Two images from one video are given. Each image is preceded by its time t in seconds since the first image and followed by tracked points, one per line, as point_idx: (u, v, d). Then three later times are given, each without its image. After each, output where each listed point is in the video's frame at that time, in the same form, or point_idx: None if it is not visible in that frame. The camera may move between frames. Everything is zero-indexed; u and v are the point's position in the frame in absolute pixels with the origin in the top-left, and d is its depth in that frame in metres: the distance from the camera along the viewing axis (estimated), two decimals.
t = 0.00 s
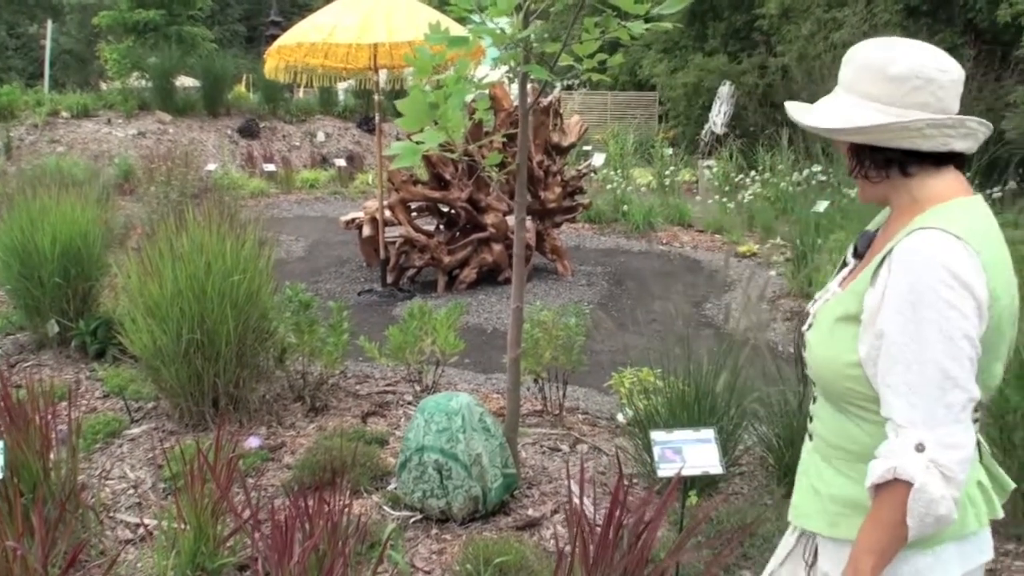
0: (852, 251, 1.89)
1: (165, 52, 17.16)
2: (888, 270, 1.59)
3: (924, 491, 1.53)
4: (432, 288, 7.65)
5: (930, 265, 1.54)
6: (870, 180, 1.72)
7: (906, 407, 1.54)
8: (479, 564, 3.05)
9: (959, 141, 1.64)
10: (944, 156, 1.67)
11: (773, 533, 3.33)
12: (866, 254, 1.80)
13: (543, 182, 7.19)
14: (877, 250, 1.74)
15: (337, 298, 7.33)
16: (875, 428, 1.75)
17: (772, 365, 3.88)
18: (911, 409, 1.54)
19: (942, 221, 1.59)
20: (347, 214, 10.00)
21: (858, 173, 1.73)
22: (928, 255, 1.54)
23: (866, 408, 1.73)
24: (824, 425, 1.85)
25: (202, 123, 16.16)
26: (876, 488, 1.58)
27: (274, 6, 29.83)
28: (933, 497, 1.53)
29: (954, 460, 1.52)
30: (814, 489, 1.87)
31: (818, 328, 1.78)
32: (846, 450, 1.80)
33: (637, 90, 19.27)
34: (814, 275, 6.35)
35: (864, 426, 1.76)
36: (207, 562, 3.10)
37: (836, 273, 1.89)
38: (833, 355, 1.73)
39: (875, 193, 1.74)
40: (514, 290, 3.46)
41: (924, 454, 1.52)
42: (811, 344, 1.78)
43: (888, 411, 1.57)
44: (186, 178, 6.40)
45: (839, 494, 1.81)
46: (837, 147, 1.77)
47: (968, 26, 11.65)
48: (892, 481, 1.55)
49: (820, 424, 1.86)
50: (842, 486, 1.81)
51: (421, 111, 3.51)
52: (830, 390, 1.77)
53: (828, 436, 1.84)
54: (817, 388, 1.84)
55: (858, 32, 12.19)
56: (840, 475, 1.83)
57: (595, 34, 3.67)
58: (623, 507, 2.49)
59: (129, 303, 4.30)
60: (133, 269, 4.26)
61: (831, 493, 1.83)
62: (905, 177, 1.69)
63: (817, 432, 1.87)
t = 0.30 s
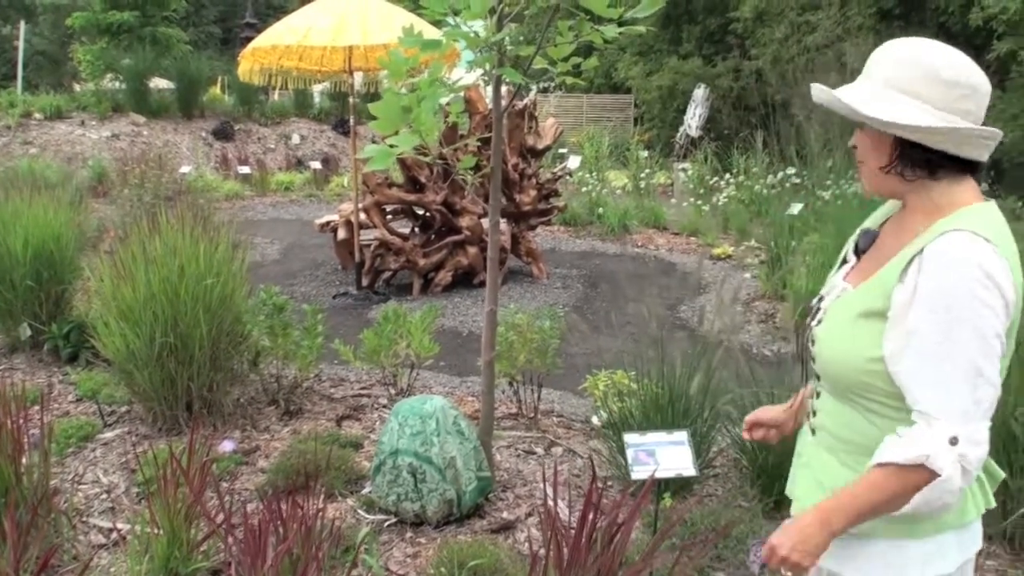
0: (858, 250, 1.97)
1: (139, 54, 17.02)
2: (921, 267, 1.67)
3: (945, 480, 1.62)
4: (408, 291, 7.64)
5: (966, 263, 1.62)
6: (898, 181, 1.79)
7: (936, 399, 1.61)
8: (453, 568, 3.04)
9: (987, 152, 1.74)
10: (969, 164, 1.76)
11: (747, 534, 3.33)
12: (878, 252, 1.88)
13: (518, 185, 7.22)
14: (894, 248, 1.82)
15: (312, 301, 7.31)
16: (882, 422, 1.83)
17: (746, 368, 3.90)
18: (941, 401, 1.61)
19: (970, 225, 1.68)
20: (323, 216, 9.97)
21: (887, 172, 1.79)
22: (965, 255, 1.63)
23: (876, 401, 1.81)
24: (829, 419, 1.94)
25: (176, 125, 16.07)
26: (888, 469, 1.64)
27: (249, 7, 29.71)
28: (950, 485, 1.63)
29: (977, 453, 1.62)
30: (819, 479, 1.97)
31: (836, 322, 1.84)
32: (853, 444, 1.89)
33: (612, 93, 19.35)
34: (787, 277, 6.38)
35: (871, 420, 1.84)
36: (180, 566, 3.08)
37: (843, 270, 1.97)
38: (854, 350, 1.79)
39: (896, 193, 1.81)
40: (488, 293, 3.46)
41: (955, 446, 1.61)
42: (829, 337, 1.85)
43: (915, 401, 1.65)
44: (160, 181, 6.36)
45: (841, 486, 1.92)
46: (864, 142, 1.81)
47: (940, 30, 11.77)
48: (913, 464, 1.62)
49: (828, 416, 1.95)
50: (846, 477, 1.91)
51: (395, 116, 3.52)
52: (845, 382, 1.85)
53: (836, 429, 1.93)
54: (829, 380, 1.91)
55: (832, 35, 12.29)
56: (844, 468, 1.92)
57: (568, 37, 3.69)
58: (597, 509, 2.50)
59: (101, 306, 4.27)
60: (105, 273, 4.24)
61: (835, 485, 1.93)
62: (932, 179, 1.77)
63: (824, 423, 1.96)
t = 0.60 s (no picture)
0: (823, 256, 2.09)
1: (105, 58, 16.88)
2: (918, 254, 1.83)
3: (913, 435, 1.80)
4: (376, 295, 7.63)
5: (959, 251, 1.80)
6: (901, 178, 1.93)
7: (938, 367, 1.77)
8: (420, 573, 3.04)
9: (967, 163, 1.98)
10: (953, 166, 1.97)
11: (713, 536, 3.35)
12: (853, 248, 2.02)
13: (485, 190, 7.23)
14: (878, 244, 1.96)
15: (279, 307, 7.28)
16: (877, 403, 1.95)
17: (711, 371, 3.93)
18: (943, 368, 1.77)
19: (964, 214, 1.86)
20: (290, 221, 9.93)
21: (905, 172, 1.92)
22: (958, 243, 1.81)
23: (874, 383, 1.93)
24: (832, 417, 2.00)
25: (142, 129, 15.95)
26: (867, 404, 1.82)
27: (216, 11, 29.54)
28: (914, 443, 1.81)
29: (948, 422, 1.79)
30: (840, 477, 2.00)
31: (834, 318, 1.96)
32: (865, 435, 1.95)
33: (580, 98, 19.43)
34: (753, 280, 6.43)
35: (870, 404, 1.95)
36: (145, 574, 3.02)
37: (814, 276, 2.08)
38: (861, 339, 1.91)
39: (894, 191, 1.95)
40: (454, 297, 3.46)
41: (929, 409, 1.78)
42: (832, 331, 1.95)
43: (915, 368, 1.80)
44: (126, 186, 6.32)
45: (869, 479, 1.96)
46: (896, 137, 1.90)
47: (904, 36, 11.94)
48: (886, 414, 1.81)
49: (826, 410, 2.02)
50: (867, 470, 1.96)
51: (362, 121, 3.50)
52: (846, 372, 1.96)
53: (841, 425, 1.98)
54: (823, 373, 2.01)
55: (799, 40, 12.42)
56: (863, 461, 1.96)
57: (534, 42, 3.71)
58: (562, 513, 2.50)
59: (66, 313, 4.23)
60: (70, 279, 4.20)
61: (859, 480, 1.97)
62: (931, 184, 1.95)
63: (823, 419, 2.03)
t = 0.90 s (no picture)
0: (793, 256, 2.09)
1: (67, 64, 16.72)
2: (908, 247, 1.87)
3: (916, 421, 1.85)
4: (341, 302, 7.60)
5: (948, 241, 1.85)
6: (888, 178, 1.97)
7: (936, 356, 1.83)
8: None
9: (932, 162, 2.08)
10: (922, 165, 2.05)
11: (677, 539, 3.36)
12: (826, 247, 2.04)
13: (450, 196, 7.24)
14: (859, 239, 1.98)
15: (243, 314, 7.24)
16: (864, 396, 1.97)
17: (673, 374, 3.97)
18: (940, 356, 1.83)
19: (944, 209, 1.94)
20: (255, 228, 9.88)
21: (891, 176, 1.97)
22: (946, 234, 1.86)
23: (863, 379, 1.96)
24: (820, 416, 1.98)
25: (104, 136, 15.82)
26: (871, 396, 1.86)
27: (179, 17, 29.38)
28: (916, 428, 1.86)
29: (948, 406, 1.86)
30: (831, 474, 1.98)
31: (824, 317, 1.95)
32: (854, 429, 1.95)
33: (545, 103, 19.53)
34: (716, 283, 6.49)
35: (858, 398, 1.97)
36: None
37: (787, 277, 2.08)
38: (856, 335, 1.92)
39: (878, 190, 1.98)
40: (418, 302, 3.46)
41: (934, 394, 1.84)
42: (824, 330, 1.95)
43: (915, 359, 1.84)
44: (88, 193, 6.25)
45: (864, 472, 1.96)
46: (887, 145, 1.95)
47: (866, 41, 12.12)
48: (890, 403, 1.86)
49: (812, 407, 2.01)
50: (859, 464, 1.96)
51: (322, 126, 3.50)
52: (837, 370, 1.96)
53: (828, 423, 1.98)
54: (809, 373, 2.01)
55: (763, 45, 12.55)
56: (855, 456, 1.96)
57: (496, 48, 3.71)
58: (526, 516, 2.49)
59: (27, 322, 4.19)
60: (32, 287, 4.17)
61: (854, 473, 1.96)
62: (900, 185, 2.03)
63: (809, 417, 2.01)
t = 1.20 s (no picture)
0: (743, 260, 2.08)
1: (10, 72, 16.44)
2: (867, 248, 1.90)
3: (878, 417, 1.88)
4: (290, 310, 7.58)
5: (902, 242, 1.90)
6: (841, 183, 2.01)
7: (896, 353, 1.87)
8: None
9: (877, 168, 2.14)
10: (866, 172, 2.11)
11: (625, 542, 3.38)
12: (780, 250, 2.03)
13: (399, 203, 7.21)
14: (814, 242, 1.99)
15: (191, 324, 7.17)
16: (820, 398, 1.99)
17: (620, 378, 4.00)
18: (899, 353, 1.87)
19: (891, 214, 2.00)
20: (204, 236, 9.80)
21: (842, 182, 2.01)
22: (899, 234, 1.91)
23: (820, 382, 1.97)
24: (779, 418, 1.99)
25: (49, 145, 15.59)
26: (832, 393, 1.88)
27: (126, 24, 29.09)
28: (879, 425, 1.89)
29: (907, 402, 1.90)
30: (792, 478, 1.99)
31: (785, 319, 1.95)
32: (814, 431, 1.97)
33: (495, 110, 19.61)
34: (665, 287, 6.55)
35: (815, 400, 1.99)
36: None
37: (739, 280, 2.06)
38: (817, 337, 1.92)
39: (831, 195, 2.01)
40: (363, 310, 3.46)
41: (894, 390, 1.87)
42: (784, 332, 1.95)
43: (876, 357, 1.87)
44: (33, 202, 6.16)
45: (826, 474, 1.97)
46: (842, 154, 1.99)
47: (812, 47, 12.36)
48: (853, 399, 1.88)
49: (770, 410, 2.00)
50: (820, 467, 1.97)
51: (265, 132, 3.48)
52: (796, 372, 1.96)
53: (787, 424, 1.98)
54: (766, 377, 1.99)
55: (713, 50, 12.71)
56: (815, 459, 1.98)
57: (441, 54, 3.70)
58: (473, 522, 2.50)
59: None
60: None
61: (815, 477, 1.98)
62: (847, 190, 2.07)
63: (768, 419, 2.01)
